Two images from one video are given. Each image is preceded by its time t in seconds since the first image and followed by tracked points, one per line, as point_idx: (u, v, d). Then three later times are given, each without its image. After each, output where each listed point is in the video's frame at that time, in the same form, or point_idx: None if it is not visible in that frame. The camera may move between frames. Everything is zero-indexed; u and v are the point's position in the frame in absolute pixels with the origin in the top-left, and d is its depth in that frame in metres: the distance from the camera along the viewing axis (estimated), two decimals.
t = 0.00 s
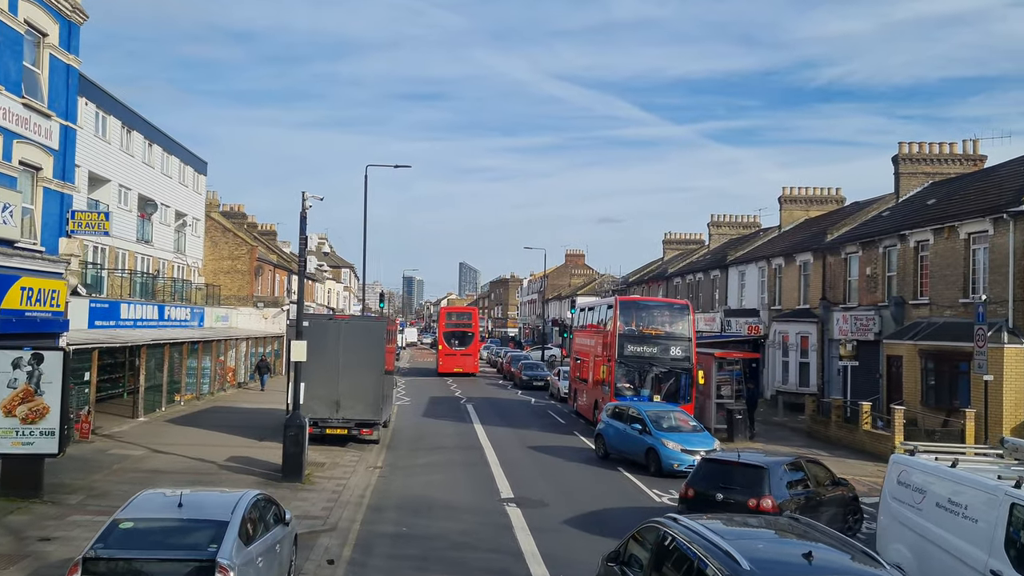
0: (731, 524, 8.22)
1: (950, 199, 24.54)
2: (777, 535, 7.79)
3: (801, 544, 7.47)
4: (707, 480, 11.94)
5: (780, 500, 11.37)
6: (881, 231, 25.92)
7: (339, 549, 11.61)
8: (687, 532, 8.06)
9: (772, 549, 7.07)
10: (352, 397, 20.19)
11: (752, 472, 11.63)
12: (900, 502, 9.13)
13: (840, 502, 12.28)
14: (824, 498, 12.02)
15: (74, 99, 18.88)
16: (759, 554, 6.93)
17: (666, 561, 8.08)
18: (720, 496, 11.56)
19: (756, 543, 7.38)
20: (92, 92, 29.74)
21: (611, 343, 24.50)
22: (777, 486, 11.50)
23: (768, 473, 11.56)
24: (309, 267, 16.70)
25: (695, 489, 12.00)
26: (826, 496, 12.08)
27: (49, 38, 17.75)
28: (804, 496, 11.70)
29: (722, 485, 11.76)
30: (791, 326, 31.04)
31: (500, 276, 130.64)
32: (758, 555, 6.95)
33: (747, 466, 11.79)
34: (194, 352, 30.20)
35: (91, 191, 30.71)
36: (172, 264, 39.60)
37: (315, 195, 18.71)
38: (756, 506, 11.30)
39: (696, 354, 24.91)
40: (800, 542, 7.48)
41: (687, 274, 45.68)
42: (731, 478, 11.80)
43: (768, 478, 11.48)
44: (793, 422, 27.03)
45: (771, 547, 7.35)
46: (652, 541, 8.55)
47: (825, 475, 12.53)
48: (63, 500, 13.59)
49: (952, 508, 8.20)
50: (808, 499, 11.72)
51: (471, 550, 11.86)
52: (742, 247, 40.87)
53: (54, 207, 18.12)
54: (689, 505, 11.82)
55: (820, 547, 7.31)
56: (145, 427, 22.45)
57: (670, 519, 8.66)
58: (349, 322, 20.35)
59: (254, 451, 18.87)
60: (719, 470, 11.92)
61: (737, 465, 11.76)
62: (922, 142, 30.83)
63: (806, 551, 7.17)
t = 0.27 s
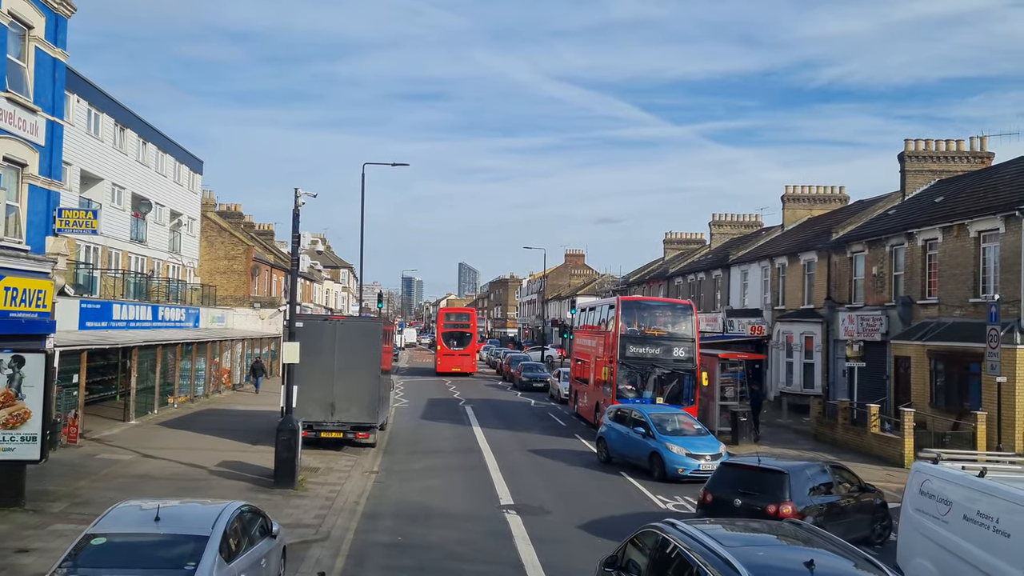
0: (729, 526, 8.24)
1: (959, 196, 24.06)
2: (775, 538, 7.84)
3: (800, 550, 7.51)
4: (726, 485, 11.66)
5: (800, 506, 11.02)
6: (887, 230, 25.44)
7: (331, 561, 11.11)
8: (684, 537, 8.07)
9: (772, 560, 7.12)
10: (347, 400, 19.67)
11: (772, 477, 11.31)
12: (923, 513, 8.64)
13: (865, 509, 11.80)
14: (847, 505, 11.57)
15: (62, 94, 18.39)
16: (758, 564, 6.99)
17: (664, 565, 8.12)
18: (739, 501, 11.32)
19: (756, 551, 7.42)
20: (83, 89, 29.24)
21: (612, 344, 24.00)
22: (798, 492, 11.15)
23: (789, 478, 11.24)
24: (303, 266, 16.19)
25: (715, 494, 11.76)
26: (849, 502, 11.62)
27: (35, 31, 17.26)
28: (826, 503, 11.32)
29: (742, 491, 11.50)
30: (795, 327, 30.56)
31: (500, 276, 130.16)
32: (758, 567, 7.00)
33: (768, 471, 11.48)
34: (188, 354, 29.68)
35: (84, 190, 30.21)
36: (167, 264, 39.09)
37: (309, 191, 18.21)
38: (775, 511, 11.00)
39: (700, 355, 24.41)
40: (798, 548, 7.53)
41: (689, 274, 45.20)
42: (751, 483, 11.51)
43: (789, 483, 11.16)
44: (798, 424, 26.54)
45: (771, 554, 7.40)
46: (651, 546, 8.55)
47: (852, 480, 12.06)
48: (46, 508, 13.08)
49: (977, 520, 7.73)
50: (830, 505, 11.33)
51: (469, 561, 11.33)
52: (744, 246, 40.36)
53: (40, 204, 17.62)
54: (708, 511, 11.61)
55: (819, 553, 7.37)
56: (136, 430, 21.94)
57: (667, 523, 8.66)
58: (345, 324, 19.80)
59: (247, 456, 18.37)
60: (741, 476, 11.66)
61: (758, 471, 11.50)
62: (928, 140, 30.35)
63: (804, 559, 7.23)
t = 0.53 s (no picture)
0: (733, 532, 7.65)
1: (969, 192, 23.54)
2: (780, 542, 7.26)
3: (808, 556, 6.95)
4: (753, 487, 11.24)
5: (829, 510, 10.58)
6: (896, 226, 24.92)
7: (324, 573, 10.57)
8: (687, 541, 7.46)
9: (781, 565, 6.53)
10: (344, 403, 19.13)
11: (799, 481, 10.86)
12: (955, 524, 8.10)
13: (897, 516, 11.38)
14: (878, 512, 11.13)
15: (48, 88, 17.88)
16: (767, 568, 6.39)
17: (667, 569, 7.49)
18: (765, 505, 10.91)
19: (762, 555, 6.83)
20: (75, 86, 28.70)
21: (615, 345, 23.47)
22: (827, 496, 10.71)
23: (819, 481, 10.79)
24: (297, 265, 15.65)
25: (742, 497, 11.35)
26: (879, 508, 11.22)
27: (20, 23, 16.73)
28: (857, 509, 10.90)
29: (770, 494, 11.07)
30: (801, 326, 30.05)
31: (499, 276, 129.65)
32: (763, 574, 6.41)
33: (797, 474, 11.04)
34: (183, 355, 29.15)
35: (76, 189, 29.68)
36: (163, 265, 38.56)
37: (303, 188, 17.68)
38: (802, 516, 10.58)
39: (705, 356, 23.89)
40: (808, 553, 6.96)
41: (691, 273, 44.68)
42: (779, 487, 11.05)
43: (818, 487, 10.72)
44: (805, 426, 26.03)
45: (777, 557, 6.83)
46: (652, 551, 7.95)
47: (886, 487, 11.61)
48: (28, 518, 12.55)
49: (1013, 532, 7.20)
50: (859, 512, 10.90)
51: (469, 573, 10.77)
52: (748, 245, 39.84)
53: (26, 202, 17.13)
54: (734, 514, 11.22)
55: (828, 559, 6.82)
56: (128, 435, 21.40)
57: (668, 527, 8.06)
58: (342, 325, 19.27)
59: (241, 461, 17.83)
60: (769, 479, 11.23)
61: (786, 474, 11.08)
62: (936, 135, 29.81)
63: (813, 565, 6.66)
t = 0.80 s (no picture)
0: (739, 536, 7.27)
1: (981, 188, 23.01)
2: (786, 546, 6.87)
3: (813, 562, 6.56)
4: (790, 492, 10.89)
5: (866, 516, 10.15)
6: (906, 224, 24.39)
7: None
8: (688, 546, 7.10)
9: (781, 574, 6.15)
10: (340, 406, 18.57)
11: (836, 485, 10.45)
12: (991, 538, 7.57)
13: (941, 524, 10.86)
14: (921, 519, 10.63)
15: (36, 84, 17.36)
16: None
17: None
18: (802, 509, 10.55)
19: (764, 562, 6.47)
20: (67, 84, 28.16)
21: (619, 346, 22.90)
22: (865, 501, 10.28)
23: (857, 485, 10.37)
24: (291, 265, 15.09)
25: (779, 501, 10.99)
26: (926, 513, 10.77)
27: (6, 16, 16.20)
28: (900, 516, 10.46)
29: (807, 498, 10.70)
30: (808, 326, 29.51)
31: (500, 277, 129.13)
32: None
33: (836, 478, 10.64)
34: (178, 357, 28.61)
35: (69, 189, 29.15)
36: (159, 265, 38.04)
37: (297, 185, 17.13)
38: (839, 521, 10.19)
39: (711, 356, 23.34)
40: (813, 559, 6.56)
41: (694, 273, 44.15)
42: (816, 492, 10.68)
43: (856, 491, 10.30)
44: (813, 428, 25.49)
45: (778, 564, 6.46)
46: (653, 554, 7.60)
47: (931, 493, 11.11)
48: (9, 529, 12.00)
49: None
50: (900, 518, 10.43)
51: None
52: (752, 243, 39.29)
53: (11, 201, 16.64)
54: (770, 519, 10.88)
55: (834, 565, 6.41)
56: (120, 440, 20.85)
57: (670, 529, 7.70)
58: (339, 327, 18.73)
59: (235, 467, 17.27)
60: (807, 483, 10.85)
61: (824, 478, 10.68)
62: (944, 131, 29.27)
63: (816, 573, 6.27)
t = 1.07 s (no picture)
0: (741, 535, 6.90)
1: (996, 184, 22.44)
2: (786, 545, 6.52)
3: (812, 560, 6.21)
4: (836, 495, 10.40)
5: (917, 520, 9.65)
6: (918, 221, 23.82)
7: None
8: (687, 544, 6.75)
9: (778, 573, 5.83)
10: (338, 408, 18.01)
11: (883, 488, 9.96)
12: None
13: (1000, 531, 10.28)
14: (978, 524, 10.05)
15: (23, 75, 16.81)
16: None
17: None
18: (848, 513, 10.07)
19: (763, 560, 6.13)
20: (60, 78, 27.57)
21: (625, 346, 22.32)
22: (915, 504, 9.75)
23: (905, 488, 9.85)
24: (286, 261, 14.50)
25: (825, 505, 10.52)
26: (983, 520, 10.15)
27: None
28: (954, 521, 9.88)
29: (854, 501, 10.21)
30: (816, 326, 28.95)
31: (500, 276, 128.61)
32: None
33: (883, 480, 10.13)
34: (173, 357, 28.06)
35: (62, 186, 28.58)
36: (156, 264, 37.48)
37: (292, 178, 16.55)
38: (887, 527, 9.68)
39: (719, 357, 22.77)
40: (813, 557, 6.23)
41: (698, 272, 43.59)
42: (864, 495, 10.18)
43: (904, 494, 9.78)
44: (823, 430, 24.93)
45: (778, 562, 6.12)
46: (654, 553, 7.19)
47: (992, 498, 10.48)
48: None
49: None
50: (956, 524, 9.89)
51: None
52: (757, 242, 38.72)
53: None
54: (818, 523, 10.42)
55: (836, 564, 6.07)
56: (112, 442, 20.28)
57: (668, 527, 7.34)
58: (337, 327, 18.15)
59: (229, 471, 16.70)
60: (854, 484, 10.35)
61: (871, 480, 10.18)
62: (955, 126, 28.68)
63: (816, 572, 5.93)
